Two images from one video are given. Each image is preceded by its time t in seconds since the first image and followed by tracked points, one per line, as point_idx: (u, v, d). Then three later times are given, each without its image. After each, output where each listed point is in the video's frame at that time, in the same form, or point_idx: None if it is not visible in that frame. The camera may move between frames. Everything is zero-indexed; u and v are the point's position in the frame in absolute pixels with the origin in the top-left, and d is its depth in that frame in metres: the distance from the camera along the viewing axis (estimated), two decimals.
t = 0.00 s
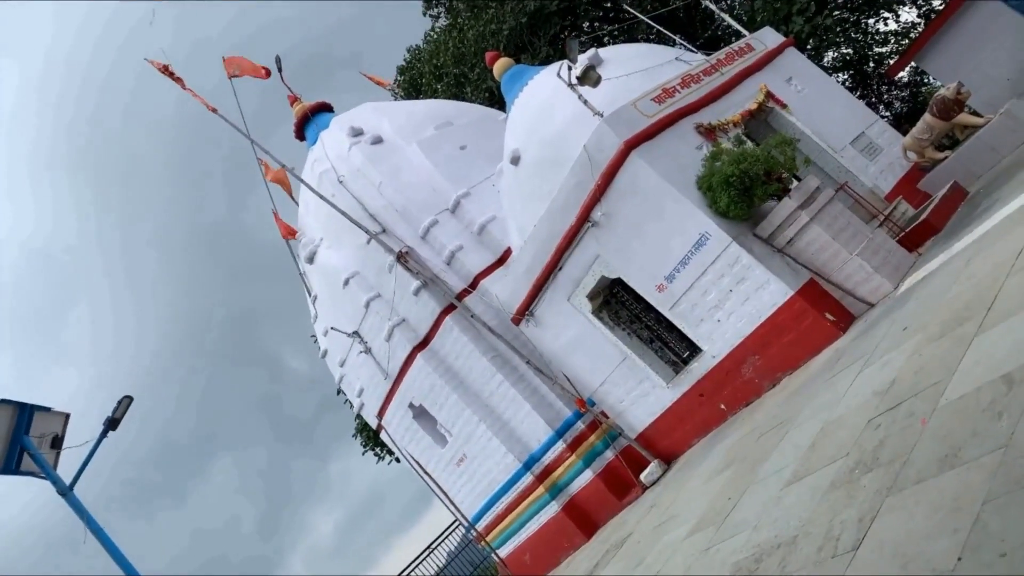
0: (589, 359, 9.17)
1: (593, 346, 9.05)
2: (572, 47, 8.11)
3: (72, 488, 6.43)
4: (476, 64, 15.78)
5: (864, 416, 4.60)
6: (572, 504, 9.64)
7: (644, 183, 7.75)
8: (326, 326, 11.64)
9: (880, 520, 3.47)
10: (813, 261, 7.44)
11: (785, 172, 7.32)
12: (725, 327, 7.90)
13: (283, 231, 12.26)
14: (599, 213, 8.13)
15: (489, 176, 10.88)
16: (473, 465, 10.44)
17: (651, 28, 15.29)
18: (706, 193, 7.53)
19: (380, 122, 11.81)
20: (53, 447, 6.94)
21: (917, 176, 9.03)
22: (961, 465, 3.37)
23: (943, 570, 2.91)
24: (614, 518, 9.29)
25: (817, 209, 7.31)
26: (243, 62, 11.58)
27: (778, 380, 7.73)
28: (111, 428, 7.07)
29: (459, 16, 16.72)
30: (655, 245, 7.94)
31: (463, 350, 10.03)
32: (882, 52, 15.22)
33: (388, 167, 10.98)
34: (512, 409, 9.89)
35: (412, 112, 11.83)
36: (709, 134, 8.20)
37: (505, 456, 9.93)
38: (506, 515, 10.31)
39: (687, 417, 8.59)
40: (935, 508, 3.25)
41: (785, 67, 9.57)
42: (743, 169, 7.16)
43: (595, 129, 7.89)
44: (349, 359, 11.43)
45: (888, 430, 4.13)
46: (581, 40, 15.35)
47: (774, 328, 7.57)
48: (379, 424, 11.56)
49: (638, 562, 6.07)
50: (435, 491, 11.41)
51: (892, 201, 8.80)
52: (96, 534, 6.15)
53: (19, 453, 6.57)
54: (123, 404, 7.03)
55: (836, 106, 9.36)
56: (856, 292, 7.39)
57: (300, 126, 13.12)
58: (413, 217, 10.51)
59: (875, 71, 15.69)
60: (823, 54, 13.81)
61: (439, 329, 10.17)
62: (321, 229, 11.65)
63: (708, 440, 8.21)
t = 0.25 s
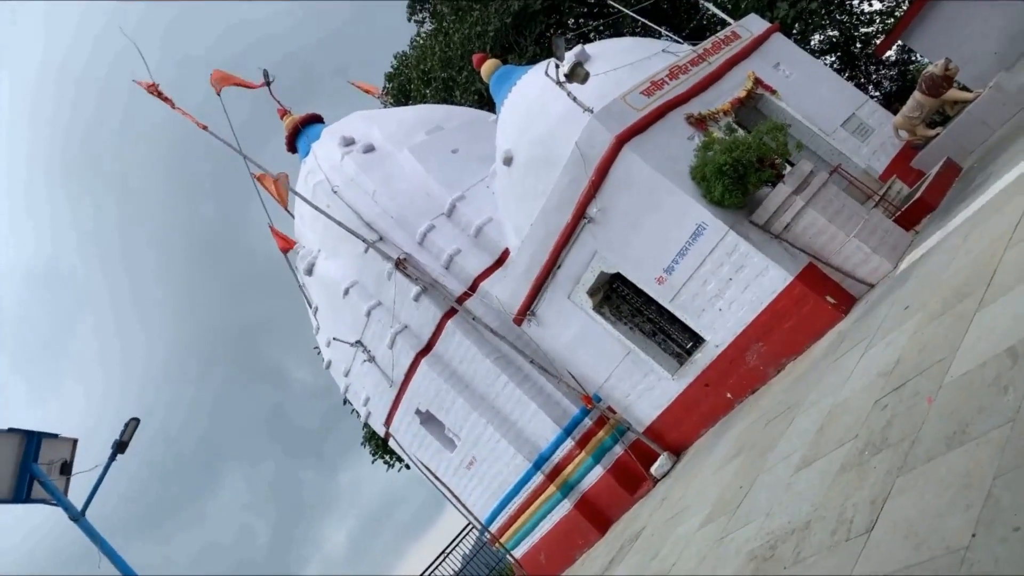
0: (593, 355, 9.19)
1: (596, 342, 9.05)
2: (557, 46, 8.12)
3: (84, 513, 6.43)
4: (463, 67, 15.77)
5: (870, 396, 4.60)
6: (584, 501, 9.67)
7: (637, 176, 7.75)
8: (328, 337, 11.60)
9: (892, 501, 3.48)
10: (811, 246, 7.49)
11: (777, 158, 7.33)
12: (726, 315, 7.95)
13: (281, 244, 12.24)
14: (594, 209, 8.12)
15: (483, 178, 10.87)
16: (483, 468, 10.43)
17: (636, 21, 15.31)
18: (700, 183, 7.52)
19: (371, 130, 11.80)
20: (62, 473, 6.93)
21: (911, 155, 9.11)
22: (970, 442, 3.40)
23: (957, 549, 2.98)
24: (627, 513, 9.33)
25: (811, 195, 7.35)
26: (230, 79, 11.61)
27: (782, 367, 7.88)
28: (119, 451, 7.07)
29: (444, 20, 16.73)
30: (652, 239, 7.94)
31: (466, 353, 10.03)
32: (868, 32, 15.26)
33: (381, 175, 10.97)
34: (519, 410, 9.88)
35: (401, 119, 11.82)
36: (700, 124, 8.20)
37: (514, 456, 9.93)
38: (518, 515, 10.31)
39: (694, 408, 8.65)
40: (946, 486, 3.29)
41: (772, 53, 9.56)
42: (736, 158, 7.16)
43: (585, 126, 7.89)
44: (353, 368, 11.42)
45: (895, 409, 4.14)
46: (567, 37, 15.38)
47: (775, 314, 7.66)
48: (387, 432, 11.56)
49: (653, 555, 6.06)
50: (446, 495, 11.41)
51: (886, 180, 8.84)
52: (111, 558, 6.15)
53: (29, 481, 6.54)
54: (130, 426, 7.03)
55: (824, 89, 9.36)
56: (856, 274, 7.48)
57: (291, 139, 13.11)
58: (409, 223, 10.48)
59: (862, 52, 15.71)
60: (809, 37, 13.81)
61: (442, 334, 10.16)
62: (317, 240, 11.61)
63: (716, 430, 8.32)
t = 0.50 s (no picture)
0: (596, 351, 9.18)
1: (598, 338, 9.05)
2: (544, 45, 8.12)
3: (96, 536, 6.42)
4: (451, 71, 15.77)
5: (875, 378, 4.60)
6: (595, 498, 9.74)
7: (631, 171, 7.75)
8: (330, 347, 11.54)
9: (902, 483, 3.49)
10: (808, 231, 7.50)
11: (770, 145, 7.33)
12: (727, 305, 7.97)
13: (279, 256, 12.20)
14: (590, 206, 8.11)
15: (477, 180, 10.86)
16: (492, 470, 10.42)
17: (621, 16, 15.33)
18: (693, 174, 7.52)
19: (363, 139, 11.79)
20: (72, 497, 6.93)
21: (902, 135, 9.05)
22: (977, 420, 3.41)
23: (969, 527, 3.02)
24: (639, 507, 9.43)
25: (806, 180, 7.35)
26: (221, 96, 11.57)
27: (785, 354, 8.05)
28: (128, 472, 7.06)
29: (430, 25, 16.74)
30: (648, 232, 7.94)
31: (469, 356, 10.02)
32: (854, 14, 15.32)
33: (375, 183, 10.93)
34: (525, 410, 9.87)
35: (393, 126, 11.82)
36: (691, 115, 8.18)
37: (522, 457, 9.93)
38: (530, 516, 10.32)
39: (701, 400, 8.76)
40: (954, 465, 3.31)
41: (759, 41, 9.56)
42: (729, 147, 7.16)
43: (576, 123, 7.88)
44: (357, 377, 11.41)
45: (900, 390, 4.14)
46: (554, 35, 15.40)
47: (776, 302, 7.74)
48: (394, 439, 11.55)
49: (667, 548, 6.06)
50: (457, 499, 11.40)
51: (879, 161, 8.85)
52: None
53: (39, 506, 6.49)
54: (138, 447, 7.02)
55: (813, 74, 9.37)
56: (854, 257, 7.48)
57: (283, 151, 13.10)
58: (405, 229, 10.42)
59: (849, 34, 15.73)
60: (795, 23, 13.83)
61: (444, 338, 10.12)
62: (314, 250, 11.53)
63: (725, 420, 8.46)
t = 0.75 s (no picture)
0: (598, 347, 9.19)
1: (600, 334, 9.06)
2: (531, 44, 8.13)
3: (109, 558, 6.41)
4: (439, 75, 15.78)
5: (878, 360, 4.61)
6: (605, 493, 9.74)
7: (623, 166, 7.75)
8: (333, 356, 11.55)
9: (910, 463, 3.50)
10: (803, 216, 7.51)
11: (761, 132, 7.34)
12: (727, 294, 7.98)
13: (277, 269, 12.17)
14: (585, 202, 8.11)
15: (471, 182, 10.85)
16: (500, 471, 10.42)
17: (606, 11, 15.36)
18: (686, 165, 7.52)
19: (354, 147, 11.79)
20: (83, 520, 6.94)
21: (892, 116, 9.02)
22: (981, 396, 3.42)
23: (980, 505, 3.05)
24: (649, 501, 9.45)
25: (798, 166, 7.35)
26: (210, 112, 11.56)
27: (786, 340, 8.09)
28: (137, 492, 7.06)
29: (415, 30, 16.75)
30: (644, 226, 7.94)
31: (472, 359, 10.02)
32: None
33: (368, 190, 10.91)
34: (530, 410, 9.87)
35: (384, 133, 11.81)
36: (681, 106, 8.18)
37: (530, 457, 9.93)
38: (541, 515, 10.33)
39: (705, 390, 8.80)
40: (961, 443, 3.33)
41: (744, 29, 9.57)
42: (720, 137, 7.16)
43: (567, 121, 7.88)
44: (361, 385, 11.40)
45: (904, 371, 4.14)
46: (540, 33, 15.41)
47: (775, 289, 7.75)
48: (401, 446, 11.55)
49: (679, 540, 6.06)
50: (467, 502, 11.40)
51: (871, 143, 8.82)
52: None
53: (50, 530, 6.48)
54: (146, 466, 7.02)
55: (800, 60, 9.38)
56: (851, 240, 7.48)
57: (276, 163, 13.10)
58: (401, 234, 10.40)
59: (834, 18, 15.77)
60: (780, 9, 13.84)
61: (446, 342, 10.11)
62: (311, 261, 11.47)
63: (731, 409, 8.51)
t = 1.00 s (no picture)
0: (600, 344, 9.19)
1: (601, 330, 9.06)
2: (517, 44, 8.13)
3: None
4: (427, 79, 15.79)
5: (881, 342, 4.61)
6: (615, 489, 9.76)
7: (616, 161, 7.74)
8: (335, 366, 11.54)
9: (917, 443, 3.51)
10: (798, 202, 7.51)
11: (751, 120, 7.35)
12: (725, 284, 7.99)
13: (275, 282, 12.13)
14: (579, 199, 8.11)
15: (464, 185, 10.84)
16: (509, 472, 10.41)
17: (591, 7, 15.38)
18: (678, 157, 7.52)
19: (346, 156, 11.77)
20: (95, 543, 6.95)
21: (882, 97, 9.07)
22: (985, 373, 3.43)
23: (990, 481, 3.08)
24: (659, 494, 9.48)
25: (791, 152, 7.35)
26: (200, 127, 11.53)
27: (787, 327, 8.11)
28: (147, 512, 7.05)
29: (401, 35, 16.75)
30: (640, 220, 7.94)
31: (475, 361, 10.01)
32: None
33: (363, 198, 10.90)
34: (535, 409, 9.86)
35: (375, 140, 11.80)
36: (670, 98, 8.17)
37: (538, 456, 9.92)
38: (552, 514, 10.33)
39: (710, 381, 8.81)
40: (967, 420, 3.35)
41: (729, 18, 9.57)
42: (711, 127, 7.17)
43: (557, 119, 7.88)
44: (365, 394, 11.39)
45: (907, 352, 4.14)
46: (525, 33, 15.42)
47: (774, 276, 7.75)
48: (408, 452, 11.55)
49: (692, 531, 6.06)
50: (477, 504, 11.40)
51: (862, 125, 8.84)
52: None
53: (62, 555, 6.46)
54: (154, 486, 7.02)
55: (787, 46, 9.40)
56: (847, 224, 7.48)
57: (268, 176, 13.09)
58: (398, 241, 10.39)
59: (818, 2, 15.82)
60: None
61: (448, 346, 10.10)
62: (308, 272, 11.40)
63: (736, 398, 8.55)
